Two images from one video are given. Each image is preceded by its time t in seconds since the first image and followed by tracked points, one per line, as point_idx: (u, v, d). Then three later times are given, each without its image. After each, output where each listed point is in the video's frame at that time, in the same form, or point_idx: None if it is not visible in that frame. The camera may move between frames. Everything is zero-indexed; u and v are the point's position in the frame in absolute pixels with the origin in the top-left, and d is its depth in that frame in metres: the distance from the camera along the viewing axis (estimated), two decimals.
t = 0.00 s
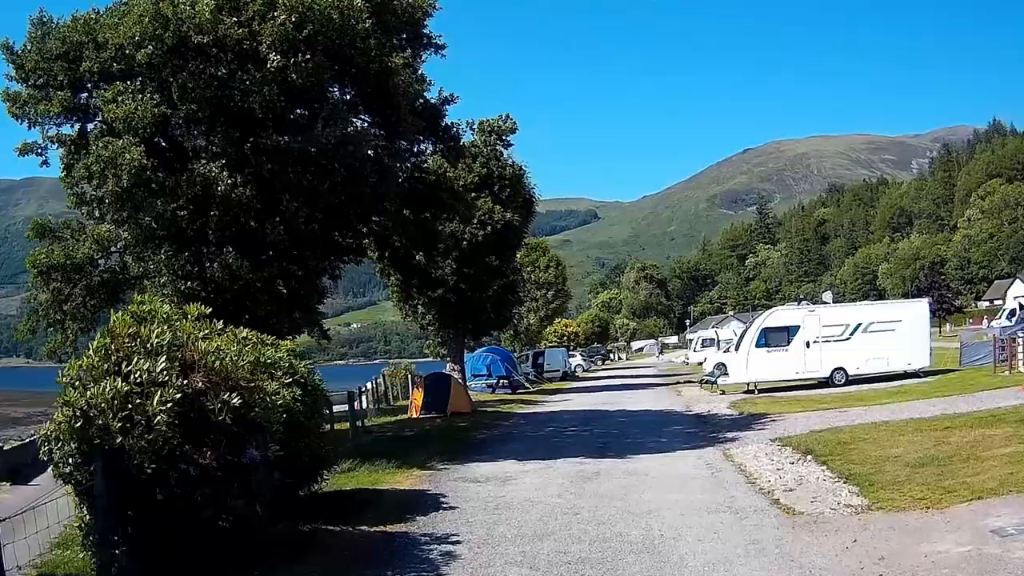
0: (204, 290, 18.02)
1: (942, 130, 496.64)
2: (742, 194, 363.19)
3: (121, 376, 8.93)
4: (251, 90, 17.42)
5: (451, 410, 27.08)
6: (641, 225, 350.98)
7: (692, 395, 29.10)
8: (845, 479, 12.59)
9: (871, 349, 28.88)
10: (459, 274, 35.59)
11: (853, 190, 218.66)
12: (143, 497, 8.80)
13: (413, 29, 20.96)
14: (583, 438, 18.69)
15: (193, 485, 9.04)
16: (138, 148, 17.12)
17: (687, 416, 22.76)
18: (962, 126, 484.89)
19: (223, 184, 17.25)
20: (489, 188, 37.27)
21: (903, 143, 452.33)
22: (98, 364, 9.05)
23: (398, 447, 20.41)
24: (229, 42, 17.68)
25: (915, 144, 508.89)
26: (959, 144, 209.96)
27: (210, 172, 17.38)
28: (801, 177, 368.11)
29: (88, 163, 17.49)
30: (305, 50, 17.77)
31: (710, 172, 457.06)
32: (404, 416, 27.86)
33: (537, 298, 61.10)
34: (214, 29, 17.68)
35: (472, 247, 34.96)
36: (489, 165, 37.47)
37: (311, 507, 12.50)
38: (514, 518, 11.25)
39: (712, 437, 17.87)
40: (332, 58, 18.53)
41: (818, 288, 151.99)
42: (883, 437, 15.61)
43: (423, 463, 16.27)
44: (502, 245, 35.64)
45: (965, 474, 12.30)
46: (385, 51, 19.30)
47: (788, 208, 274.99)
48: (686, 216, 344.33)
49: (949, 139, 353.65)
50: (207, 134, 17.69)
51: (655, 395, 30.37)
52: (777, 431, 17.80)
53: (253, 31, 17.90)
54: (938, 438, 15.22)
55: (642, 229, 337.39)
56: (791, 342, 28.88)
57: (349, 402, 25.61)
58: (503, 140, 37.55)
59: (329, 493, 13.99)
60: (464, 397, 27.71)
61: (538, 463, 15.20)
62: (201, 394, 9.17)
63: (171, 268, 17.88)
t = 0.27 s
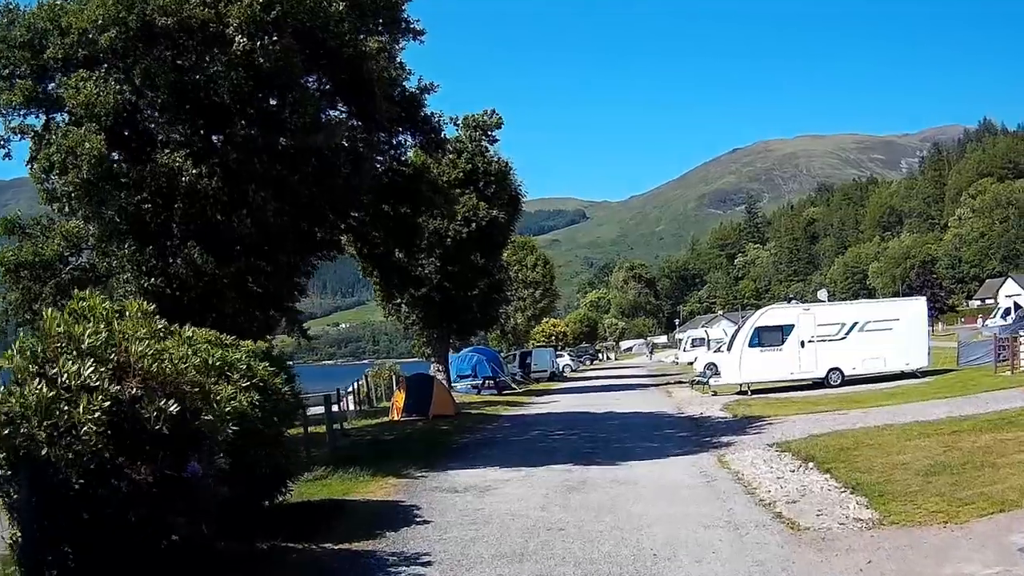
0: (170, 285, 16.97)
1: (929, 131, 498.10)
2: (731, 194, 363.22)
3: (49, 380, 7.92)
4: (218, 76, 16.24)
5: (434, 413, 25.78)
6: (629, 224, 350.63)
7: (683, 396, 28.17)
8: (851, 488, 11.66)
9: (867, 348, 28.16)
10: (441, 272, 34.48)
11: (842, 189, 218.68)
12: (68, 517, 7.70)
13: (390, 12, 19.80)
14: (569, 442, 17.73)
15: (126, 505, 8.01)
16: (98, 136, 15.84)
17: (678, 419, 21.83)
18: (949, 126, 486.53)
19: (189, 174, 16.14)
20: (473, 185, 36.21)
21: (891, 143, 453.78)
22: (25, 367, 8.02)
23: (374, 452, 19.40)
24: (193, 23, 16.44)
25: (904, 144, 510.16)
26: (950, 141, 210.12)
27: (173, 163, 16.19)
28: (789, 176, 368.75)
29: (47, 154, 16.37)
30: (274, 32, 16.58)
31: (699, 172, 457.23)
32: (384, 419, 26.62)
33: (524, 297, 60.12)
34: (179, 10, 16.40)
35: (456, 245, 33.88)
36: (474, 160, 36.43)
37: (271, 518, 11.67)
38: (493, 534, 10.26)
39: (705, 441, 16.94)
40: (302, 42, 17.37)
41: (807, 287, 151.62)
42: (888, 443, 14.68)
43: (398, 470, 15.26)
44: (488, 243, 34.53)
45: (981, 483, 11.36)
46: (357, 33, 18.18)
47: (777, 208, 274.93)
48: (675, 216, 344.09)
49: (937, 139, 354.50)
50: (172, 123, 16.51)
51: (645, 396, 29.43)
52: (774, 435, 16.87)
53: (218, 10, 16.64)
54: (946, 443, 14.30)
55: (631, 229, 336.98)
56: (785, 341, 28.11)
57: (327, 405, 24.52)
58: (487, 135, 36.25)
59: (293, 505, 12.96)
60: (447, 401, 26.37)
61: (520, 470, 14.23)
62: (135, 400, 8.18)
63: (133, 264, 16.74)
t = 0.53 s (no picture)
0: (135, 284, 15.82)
1: (920, 132, 499.00)
2: (723, 195, 362.98)
3: None
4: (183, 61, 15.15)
5: (418, 418, 24.46)
6: (621, 225, 350.05)
7: (677, 399, 27.24)
8: (862, 501, 10.74)
9: (867, 349, 27.47)
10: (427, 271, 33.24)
11: (834, 190, 218.43)
12: None
13: None
14: (558, 449, 16.75)
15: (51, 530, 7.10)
16: (57, 123, 14.82)
17: (673, 423, 20.87)
18: (940, 128, 487.47)
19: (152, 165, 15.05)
20: (461, 182, 35.14)
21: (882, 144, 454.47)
22: None
23: (353, 459, 18.36)
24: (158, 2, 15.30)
25: (895, 145, 511.15)
26: (943, 142, 209.90)
27: (137, 151, 15.11)
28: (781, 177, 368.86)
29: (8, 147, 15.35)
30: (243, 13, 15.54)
31: (691, 173, 457.08)
32: (368, 423, 25.39)
33: (515, 298, 59.23)
34: None
35: (443, 242, 32.79)
36: (463, 157, 35.41)
37: (228, 534, 10.75)
38: (472, 553, 9.30)
39: (702, 447, 15.99)
40: (276, 24, 16.35)
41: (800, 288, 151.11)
42: (897, 450, 13.80)
43: (375, 480, 14.25)
44: (477, 242, 33.43)
45: (1004, 495, 10.46)
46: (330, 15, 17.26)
47: (769, 209, 274.68)
48: (667, 217, 343.70)
49: (928, 140, 355.00)
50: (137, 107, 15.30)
51: (638, 399, 28.54)
52: (775, 440, 15.94)
53: None
54: (959, 450, 13.42)
55: (623, 230, 336.46)
56: (782, 342, 27.37)
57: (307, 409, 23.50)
58: (477, 132, 35.43)
59: (257, 519, 11.91)
60: (433, 405, 25.05)
61: (505, 480, 13.25)
62: (58, 408, 7.08)
63: (97, 261, 15.51)
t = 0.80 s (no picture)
0: (99, 277, 14.87)
1: (914, 136, 499.40)
2: (716, 196, 362.56)
3: None
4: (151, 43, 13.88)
5: (405, 421, 23.27)
6: (614, 226, 349.43)
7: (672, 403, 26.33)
8: (878, 520, 9.89)
9: (868, 352, 26.80)
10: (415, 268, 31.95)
11: (828, 192, 218.13)
12: None
13: None
14: (549, 456, 15.80)
15: None
16: (19, 107, 14.04)
17: (670, 428, 19.96)
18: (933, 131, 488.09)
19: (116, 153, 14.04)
20: (451, 177, 34.11)
21: (875, 147, 455.15)
22: None
23: (333, 465, 17.39)
24: None
25: (888, 148, 511.85)
26: (937, 144, 209.76)
27: (101, 137, 14.18)
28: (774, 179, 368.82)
29: None
30: None
31: (684, 175, 456.72)
32: (352, 425, 24.25)
33: (506, 298, 58.33)
34: None
35: (432, 241, 31.62)
36: (453, 153, 34.39)
37: (191, 547, 9.94)
38: None
39: (700, 456, 15.10)
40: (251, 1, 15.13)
41: (793, 290, 150.51)
42: (910, 461, 12.92)
43: (352, 488, 13.29)
44: (468, 240, 32.34)
45: None
46: None
47: (762, 211, 275.11)
48: (660, 218, 343.19)
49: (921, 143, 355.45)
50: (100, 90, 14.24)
51: (632, 402, 27.63)
52: (779, 449, 15.06)
53: None
54: (977, 461, 12.56)
55: (616, 230, 335.84)
56: (781, 344, 26.53)
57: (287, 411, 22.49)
58: (468, 127, 34.51)
59: (220, 533, 10.95)
60: (420, 408, 23.86)
61: (491, 491, 12.31)
62: None
63: (60, 254, 14.62)
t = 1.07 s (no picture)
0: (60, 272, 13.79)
1: (909, 137, 499.51)
2: (712, 197, 362.22)
3: None
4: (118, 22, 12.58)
5: (392, 424, 22.26)
6: (610, 226, 348.75)
7: (670, 405, 25.44)
8: (900, 538, 9.02)
9: (873, 353, 26.08)
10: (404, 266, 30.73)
11: (824, 192, 217.76)
12: None
13: None
14: (542, 463, 14.90)
15: None
16: None
17: (669, 432, 19.07)
18: (929, 132, 488.25)
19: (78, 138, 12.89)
20: (441, 174, 33.12)
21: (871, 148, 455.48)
22: None
23: (314, 472, 16.44)
24: None
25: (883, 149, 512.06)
26: (933, 145, 209.56)
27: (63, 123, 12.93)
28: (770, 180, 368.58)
29: None
30: None
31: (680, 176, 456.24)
32: (338, 428, 23.27)
33: (500, 297, 57.47)
34: None
35: (424, 238, 30.49)
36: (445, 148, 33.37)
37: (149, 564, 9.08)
38: None
39: (702, 463, 14.21)
40: None
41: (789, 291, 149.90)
42: (929, 471, 12.07)
43: (328, 498, 12.37)
44: (459, 238, 31.24)
45: None
46: None
47: (758, 212, 274.71)
48: (655, 218, 342.67)
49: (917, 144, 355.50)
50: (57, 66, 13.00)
51: (628, 405, 26.74)
52: (786, 456, 14.17)
53: None
54: (1001, 471, 11.70)
55: (611, 231, 335.26)
56: (783, 345, 25.64)
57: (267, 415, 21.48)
58: (460, 123, 33.58)
59: (182, 551, 9.99)
60: (408, 410, 22.86)
61: (478, 503, 11.40)
62: None
63: (23, 246, 13.51)
